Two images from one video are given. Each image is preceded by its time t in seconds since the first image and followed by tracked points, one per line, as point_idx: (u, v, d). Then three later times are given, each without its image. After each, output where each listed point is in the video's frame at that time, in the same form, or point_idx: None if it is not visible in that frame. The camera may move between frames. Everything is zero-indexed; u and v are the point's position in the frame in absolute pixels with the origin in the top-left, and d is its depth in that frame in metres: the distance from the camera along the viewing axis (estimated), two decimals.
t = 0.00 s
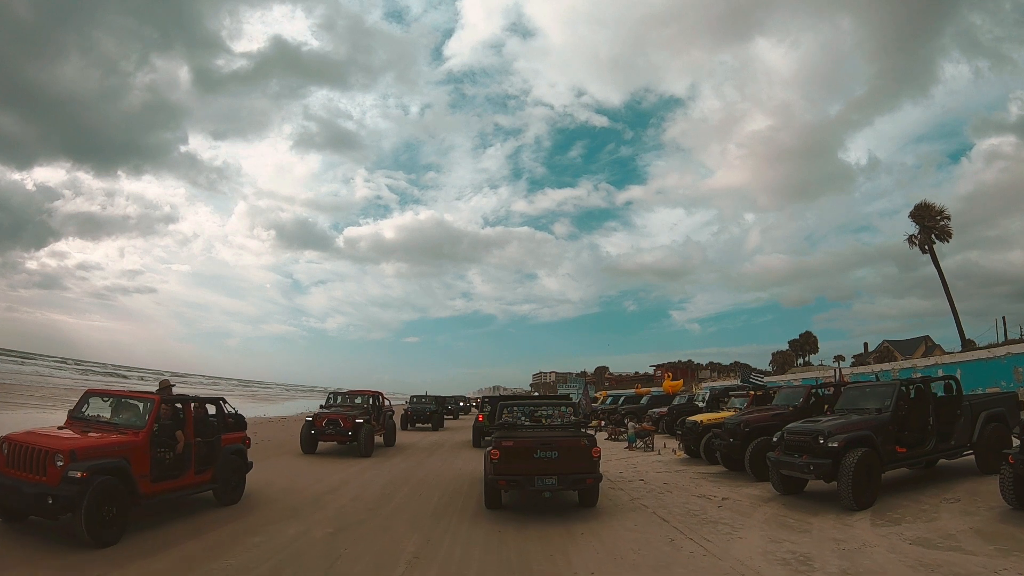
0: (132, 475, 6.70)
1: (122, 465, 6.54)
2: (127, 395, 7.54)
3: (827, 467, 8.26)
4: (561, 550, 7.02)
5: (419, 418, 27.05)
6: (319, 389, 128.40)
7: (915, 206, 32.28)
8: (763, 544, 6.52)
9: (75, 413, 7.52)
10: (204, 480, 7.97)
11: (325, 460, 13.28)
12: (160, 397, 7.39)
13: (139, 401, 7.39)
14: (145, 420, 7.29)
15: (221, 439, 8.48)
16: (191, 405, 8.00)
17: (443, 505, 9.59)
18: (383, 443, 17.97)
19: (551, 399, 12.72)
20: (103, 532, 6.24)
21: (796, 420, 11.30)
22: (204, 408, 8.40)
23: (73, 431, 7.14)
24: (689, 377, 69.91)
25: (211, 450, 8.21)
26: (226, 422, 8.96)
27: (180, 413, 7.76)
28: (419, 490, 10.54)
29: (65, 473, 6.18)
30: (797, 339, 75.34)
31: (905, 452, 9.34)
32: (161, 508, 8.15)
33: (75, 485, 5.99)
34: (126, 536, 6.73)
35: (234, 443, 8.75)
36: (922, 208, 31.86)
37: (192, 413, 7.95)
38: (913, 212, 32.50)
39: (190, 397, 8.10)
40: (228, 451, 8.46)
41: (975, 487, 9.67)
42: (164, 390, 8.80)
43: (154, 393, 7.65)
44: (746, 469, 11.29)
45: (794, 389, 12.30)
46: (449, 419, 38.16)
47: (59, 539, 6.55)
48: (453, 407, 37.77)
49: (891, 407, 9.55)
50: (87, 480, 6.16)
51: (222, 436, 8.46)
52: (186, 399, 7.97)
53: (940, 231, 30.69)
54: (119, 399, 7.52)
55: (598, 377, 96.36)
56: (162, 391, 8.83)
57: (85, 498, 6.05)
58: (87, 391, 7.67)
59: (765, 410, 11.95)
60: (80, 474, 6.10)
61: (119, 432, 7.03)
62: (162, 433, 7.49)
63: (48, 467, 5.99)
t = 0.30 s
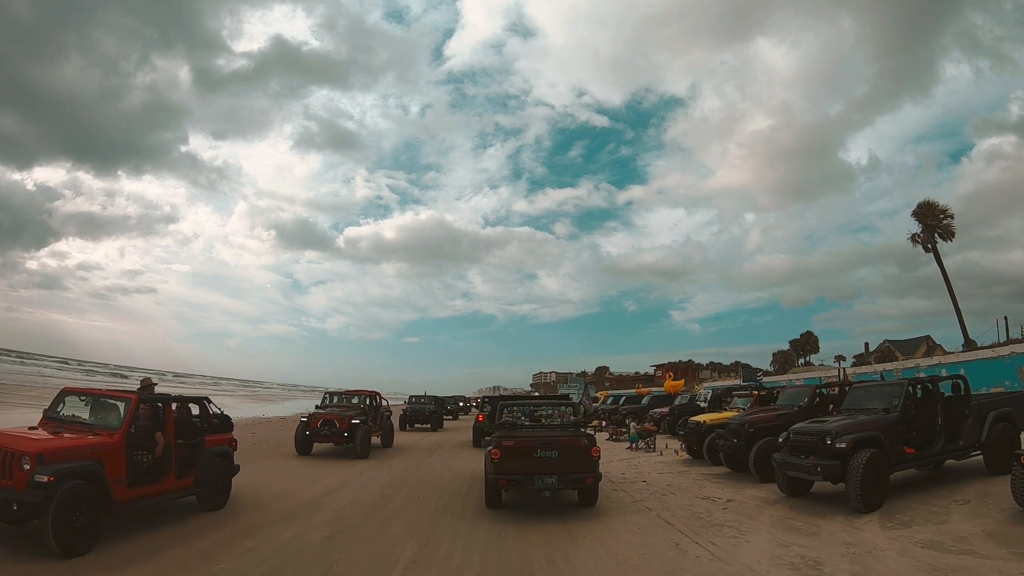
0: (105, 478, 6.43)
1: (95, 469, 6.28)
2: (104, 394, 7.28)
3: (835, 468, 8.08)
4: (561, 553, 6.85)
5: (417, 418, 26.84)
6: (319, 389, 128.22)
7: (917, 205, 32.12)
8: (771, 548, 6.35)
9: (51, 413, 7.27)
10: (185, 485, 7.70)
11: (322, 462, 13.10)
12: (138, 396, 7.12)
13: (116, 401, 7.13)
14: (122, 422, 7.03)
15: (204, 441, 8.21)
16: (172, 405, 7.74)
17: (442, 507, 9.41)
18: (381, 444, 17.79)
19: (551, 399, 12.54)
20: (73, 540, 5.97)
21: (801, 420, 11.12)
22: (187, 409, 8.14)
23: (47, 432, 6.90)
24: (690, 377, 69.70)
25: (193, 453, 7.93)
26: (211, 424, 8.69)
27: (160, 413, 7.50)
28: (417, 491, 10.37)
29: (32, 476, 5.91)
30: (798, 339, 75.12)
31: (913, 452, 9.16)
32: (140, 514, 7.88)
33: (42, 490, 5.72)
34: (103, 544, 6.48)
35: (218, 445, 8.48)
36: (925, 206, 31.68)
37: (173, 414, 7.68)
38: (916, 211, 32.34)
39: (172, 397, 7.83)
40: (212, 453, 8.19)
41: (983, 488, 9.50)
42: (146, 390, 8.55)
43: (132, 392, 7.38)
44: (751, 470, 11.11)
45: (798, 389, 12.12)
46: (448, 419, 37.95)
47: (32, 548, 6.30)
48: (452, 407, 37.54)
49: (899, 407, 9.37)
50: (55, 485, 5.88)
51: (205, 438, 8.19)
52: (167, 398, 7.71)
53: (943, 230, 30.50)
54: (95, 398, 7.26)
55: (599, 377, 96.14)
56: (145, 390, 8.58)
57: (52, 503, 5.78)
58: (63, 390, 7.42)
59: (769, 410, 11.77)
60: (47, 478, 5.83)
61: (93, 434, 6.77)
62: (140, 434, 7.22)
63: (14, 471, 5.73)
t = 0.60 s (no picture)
0: (73, 483, 6.11)
1: (61, 473, 5.96)
2: (76, 393, 6.98)
3: (845, 470, 7.88)
4: (562, 558, 6.63)
5: (416, 419, 26.61)
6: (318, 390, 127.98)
7: (920, 204, 31.93)
8: (780, 552, 6.15)
9: (21, 412, 6.98)
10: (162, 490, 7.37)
11: (319, 464, 12.88)
12: (111, 395, 6.83)
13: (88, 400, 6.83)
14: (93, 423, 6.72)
15: (183, 444, 7.88)
16: (149, 406, 7.43)
17: (441, 509, 9.21)
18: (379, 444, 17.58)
19: (551, 399, 12.34)
20: (37, 549, 5.64)
21: (807, 420, 10.92)
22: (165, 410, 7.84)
23: (13, 433, 6.59)
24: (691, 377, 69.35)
25: (172, 456, 7.65)
26: (192, 424, 8.45)
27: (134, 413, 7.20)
28: (415, 493, 10.17)
29: None
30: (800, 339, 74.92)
31: (923, 453, 8.96)
32: (117, 521, 7.56)
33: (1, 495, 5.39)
34: (79, 552, 6.21)
35: (199, 449, 8.16)
36: (929, 204, 31.44)
37: (148, 415, 7.37)
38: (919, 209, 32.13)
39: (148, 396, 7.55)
40: (191, 457, 7.87)
41: (994, 488, 9.31)
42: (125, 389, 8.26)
43: (106, 391, 7.08)
44: (756, 471, 10.92)
45: (803, 389, 11.92)
46: (448, 419, 37.73)
47: None
48: (451, 408, 37.34)
49: (908, 406, 9.17)
50: (17, 489, 5.56)
51: (184, 441, 7.86)
52: (144, 398, 7.41)
53: (946, 228, 30.26)
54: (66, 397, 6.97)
55: (599, 377, 95.93)
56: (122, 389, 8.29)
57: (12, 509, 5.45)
58: (34, 389, 7.13)
59: (774, 410, 11.58)
60: (9, 482, 5.51)
61: (63, 435, 6.46)
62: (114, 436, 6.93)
63: None
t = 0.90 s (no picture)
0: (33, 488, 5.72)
1: (19, 478, 5.57)
2: (41, 390, 6.58)
3: (855, 471, 7.67)
4: (563, 563, 6.39)
5: (415, 418, 26.38)
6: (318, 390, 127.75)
7: (924, 201, 31.71)
8: (790, 557, 5.94)
9: None
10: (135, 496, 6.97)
11: (315, 465, 12.66)
12: (76, 393, 6.45)
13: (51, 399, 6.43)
14: (56, 423, 6.32)
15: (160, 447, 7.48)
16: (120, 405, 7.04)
17: (440, 510, 9.00)
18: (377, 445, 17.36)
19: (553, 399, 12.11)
20: None
21: (814, 421, 10.71)
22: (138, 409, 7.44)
23: None
24: (692, 377, 69.10)
25: (146, 459, 7.25)
26: (170, 426, 8.01)
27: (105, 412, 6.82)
28: (414, 494, 9.96)
29: None
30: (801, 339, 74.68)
31: (933, 454, 8.75)
32: (89, 531, 7.17)
33: None
34: (39, 564, 5.81)
35: (177, 451, 7.76)
36: (932, 201, 31.18)
37: (118, 414, 6.97)
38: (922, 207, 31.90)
39: (120, 395, 7.16)
40: (169, 460, 7.47)
41: (1005, 489, 9.10)
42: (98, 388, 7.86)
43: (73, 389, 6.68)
44: (762, 472, 10.71)
45: (808, 388, 11.70)
46: (447, 418, 37.51)
47: None
48: (450, 408, 37.11)
49: (918, 406, 8.96)
50: None
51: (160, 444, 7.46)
52: (115, 396, 7.02)
53: (950, 226, 30.03)
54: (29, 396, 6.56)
55: (599, 377, 95.66)
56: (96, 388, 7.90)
57: None
58: None
59: (779, 410, 11.37)
60: None
61: (24, 437, 6.07)
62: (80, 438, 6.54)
63: None
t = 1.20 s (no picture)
0: None
1: None
2: None
3: (866, 473, 7.45)
4: (565, 567, 6.14)
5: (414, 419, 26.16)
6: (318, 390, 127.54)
7: (928, 200, 31.48)
8: (802, 563, 5.71)
9: None
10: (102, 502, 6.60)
11: (312, 467, 12.44)
12: (35, 390, 6.05)
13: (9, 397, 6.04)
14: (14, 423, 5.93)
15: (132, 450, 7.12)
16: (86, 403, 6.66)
17: (439, 512, 8.77)
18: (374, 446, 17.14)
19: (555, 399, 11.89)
20: None
21: (822, 421, 10.48)
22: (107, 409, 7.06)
23: None
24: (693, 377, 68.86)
25: (117, 462, 6.88)
26: (144, 427, 7.75)
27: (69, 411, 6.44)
28: (413, 496, 9.74)
29: None
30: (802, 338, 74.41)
31: (945, 455, 8.53)
32: (56, 541, 6.81)
33: None
34: None
35: (152, 454, 7.40)
36: (936, 200, 30.95)
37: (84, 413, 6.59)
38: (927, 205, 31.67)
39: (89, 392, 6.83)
40: (141, 464, 7.11)
41: (1019, 490, 8.88)
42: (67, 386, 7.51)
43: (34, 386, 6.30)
44: (768, 473, 10.50)
45: (815, 388, 11.48)
46: (447, 418, 37.27)
47: None
48: (450, 408, 36.88)
49: (929, 406, 8.73)
50: None
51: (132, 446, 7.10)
52: (81, 395, 6.64)
53: (955, 225, 29.80)
54: None
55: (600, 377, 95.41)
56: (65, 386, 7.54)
57: None
58: None
59: (785, 410, 11.15)
60: None
61: None
62: (41, 439, 6.17)
63: None
